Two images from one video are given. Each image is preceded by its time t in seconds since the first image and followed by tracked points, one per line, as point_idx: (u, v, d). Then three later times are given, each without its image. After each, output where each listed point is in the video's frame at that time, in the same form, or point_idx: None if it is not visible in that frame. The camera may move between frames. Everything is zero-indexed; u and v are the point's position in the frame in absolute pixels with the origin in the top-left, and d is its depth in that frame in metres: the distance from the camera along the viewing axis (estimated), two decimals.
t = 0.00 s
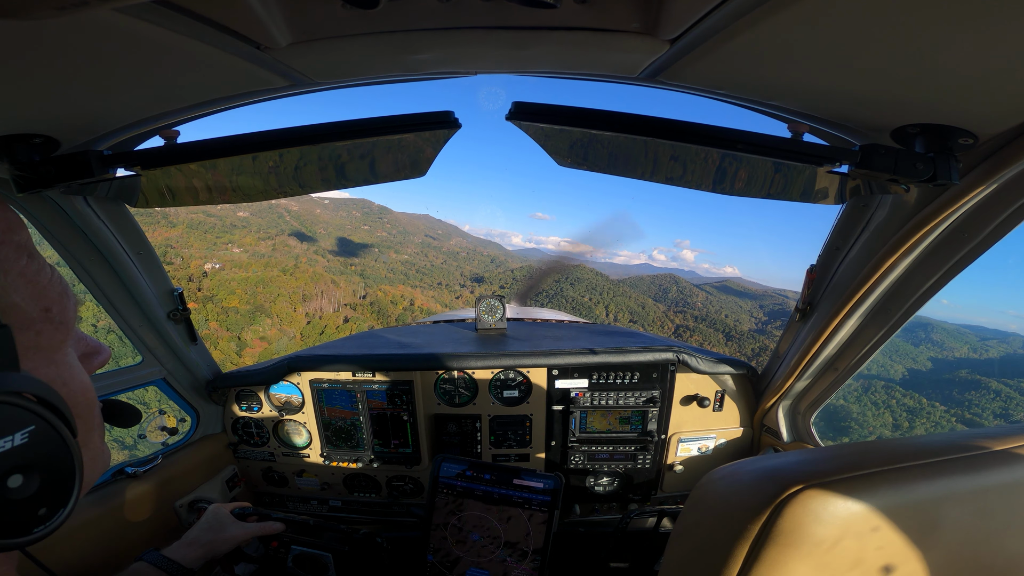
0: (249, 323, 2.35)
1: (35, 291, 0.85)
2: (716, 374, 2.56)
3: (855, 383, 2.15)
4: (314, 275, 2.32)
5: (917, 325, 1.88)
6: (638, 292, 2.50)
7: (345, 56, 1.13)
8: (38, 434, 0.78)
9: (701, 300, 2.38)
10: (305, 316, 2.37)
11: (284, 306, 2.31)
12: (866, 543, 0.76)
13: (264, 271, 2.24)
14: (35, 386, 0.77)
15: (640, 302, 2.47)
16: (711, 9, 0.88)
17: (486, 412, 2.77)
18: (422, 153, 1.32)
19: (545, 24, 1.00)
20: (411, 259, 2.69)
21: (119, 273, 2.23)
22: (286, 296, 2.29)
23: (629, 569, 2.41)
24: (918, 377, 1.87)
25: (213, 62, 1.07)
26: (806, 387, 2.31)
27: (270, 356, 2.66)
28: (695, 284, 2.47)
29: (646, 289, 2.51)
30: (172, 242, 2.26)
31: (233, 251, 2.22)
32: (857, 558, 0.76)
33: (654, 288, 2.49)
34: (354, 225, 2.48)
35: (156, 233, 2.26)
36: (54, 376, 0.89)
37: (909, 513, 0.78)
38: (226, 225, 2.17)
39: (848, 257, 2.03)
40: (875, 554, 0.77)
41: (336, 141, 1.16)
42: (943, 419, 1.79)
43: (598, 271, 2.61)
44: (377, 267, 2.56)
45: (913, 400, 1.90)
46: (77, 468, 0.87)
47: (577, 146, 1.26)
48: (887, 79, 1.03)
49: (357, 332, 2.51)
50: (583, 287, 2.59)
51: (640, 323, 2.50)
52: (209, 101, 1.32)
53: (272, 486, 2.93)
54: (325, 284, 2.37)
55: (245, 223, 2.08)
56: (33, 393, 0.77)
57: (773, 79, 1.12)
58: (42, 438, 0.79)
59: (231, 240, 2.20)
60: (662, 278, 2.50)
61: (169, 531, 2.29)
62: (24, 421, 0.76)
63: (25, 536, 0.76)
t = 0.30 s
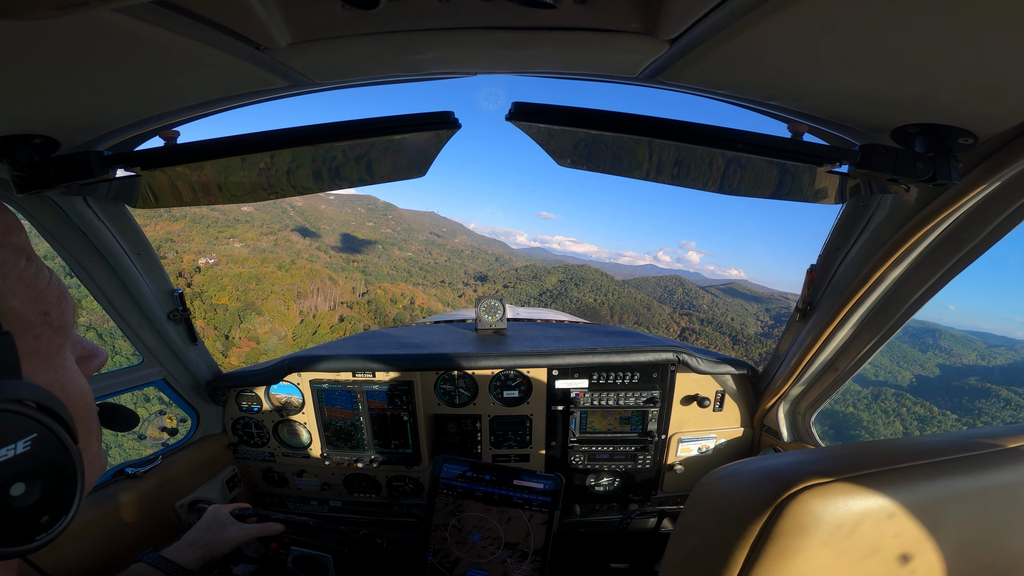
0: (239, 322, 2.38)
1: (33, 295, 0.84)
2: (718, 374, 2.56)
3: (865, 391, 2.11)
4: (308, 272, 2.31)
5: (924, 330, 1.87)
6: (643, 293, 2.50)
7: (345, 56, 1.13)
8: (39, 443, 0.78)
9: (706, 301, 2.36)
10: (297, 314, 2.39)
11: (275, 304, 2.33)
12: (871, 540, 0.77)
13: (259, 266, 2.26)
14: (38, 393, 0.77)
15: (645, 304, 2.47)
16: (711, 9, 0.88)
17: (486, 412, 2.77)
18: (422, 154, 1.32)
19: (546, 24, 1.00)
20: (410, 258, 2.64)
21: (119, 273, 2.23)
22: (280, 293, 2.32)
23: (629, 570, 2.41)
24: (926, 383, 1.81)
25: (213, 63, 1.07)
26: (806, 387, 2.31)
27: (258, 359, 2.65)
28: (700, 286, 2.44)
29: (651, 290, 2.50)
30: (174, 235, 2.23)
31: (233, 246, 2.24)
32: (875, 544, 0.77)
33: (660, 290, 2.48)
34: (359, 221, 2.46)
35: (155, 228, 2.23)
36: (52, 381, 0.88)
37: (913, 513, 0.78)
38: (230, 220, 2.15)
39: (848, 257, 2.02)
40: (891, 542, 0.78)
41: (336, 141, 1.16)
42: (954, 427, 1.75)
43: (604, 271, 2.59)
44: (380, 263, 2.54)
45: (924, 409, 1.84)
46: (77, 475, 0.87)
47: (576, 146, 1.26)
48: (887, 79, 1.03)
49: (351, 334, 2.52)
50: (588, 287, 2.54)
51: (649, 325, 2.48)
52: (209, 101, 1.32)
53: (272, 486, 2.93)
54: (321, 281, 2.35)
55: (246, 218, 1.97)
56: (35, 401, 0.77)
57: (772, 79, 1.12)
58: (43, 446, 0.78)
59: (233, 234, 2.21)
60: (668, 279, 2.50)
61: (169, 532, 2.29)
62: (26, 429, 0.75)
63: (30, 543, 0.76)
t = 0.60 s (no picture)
0: (225, 322, 2.41)
1: (41, 298, 0.84)
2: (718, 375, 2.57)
3: (875, 398, 2.08)
4: (305, 268, 2.35)
5: (929, 337, 1.86)
6: (647, 296, 2.48)
7: (345, 56, 1.13)
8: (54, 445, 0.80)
9: (711, 305, 2.33)
10: (290, 313, 2.44)
11: (266, 303, 2.35)
12: (873, 539, 0.77)
13: (252, 262, 2.26)
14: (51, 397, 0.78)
15: (649, 307, 2.45)
16: (711, 9, 0.88)
17: (486, 412, 2.77)
18: (422, 153, 1.31)
19: (546, 24, 1.00)
20: (410, 258, 2.58)
21: (119, 273, 2.23)
22: (271, 292, 2.33)
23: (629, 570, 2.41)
24: (934, 391, 1.82)
25: (212, 62, 1.07)
26: (806, 387, 2.31)
27: (243, 361, 2.66)
28: (704, 288, 2.42)
29: (654, 293, 2.50)
30: (174, 230, 2.21)
31: (233, 242, 2.25)
32: (884, 537, 0.77)
33: (663, 292, 2.47)
34: (361, 219, 2.45)
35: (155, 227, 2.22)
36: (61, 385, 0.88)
37: (914, 513, 0.78)
38: (231, 217, 2.12)
39: (848, 257, 2.02)
40: (901, 534, 0.78)
41: (337, 141, 1.16)
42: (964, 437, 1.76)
43: (607, 272, 2.61)
44: (382, 262, 2.54)
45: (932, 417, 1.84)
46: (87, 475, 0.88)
47: (577, 146, 1.26)
48: (888, 79, 1.03)
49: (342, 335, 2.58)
50: (592, 288, 2.54)
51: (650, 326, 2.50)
52: (209, 101, 1.32)
53: (272, 486, 2.93)
54: (316, 280, 2.38)
55: (250, 215, 1.96)
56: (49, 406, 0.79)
57: (772, 79, 1.12)
58: (57, 449, 0.80)
59: (233, 230, 2.21)
60: (671, 282, 2.49)
61: (169, 532, 2.29)
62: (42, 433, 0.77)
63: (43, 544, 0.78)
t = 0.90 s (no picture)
0: (212, 325, 2.47)
1: (57, 312, 0.85)
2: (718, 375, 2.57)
3: (885, 403, 2.00)
4: (300, 267, 2.31)
5: (937, 339, 1.83)
6: (651, 298, 2.55)
7: (345, 56, 1.13)
8: (77, 460, 0.84)
9: (715, 306, 2.38)
10: (279, 315, 2.41)
11: (255, 305, 2.32)
12: (886, 536, 0.77)
13: (246, 262, 2.25)
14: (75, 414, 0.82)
15: (653, 308, 2.51)
16: (711, 9, 0.88)
17: (486, 412, 2.76)
18: (422, 154, 1.31)
19: (546, 24, 1.00)
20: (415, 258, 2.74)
21: (119, 273, 2.23)
22: (262, 294, 2.29)
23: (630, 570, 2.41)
24: (943, 395, 1.77)
25: (212, 63, 1.07)
26: (807, 387, 2.30)
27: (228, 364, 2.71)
28: (709, 290, 2.47)
29: (658, 294, 2.56)
30: (173, 230, 2.17)
31: (233, 242, 2.23)
32: (896, 531, 0.78)
33: (667, 294, 2.53)
34: (363, 219, 2.46)
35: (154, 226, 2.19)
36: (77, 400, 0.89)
37: (916, 513, 0.78)
38: (232, 216, 2.13)
39: (848, 257, 2.02)
40: (913, 529, 0.78)
41: (337, 141, 1.16)
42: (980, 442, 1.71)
43: (612, 273, 2.70)
44: (383, 262, 2.59)
45: (946, 422, 1.78)
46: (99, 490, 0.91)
47: (577, 147, 1.26)
48: (888, 78, 1.03)
49: (335, 337, 2.64)
50: (597, 289, 2.62)
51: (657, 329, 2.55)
52: (209, 101, 1.32)
53: (272, 486, 2.93)
54: (312, 281, 2.36)
55: (251, 214, 1.96)
56: (74, 422, 0.83)
57: (773, 78, 1.12)
58: (79, 464, 0.84)
59: (233, 230, 2.20)
60: (676, 283, 2.55)
61: (170, 532, 2.29)
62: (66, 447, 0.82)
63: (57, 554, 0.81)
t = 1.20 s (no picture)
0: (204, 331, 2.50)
1: (34, 303, 0.85)
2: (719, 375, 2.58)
3: (904, 401, 1.92)
4: (299, 270, 2.32)
5: (953, 333, 1.79)
6: (660, 295, 2.45)
7: (346, 56, 1.13)
8: (28, 446, 0.78)
9: (726, 304, 2.31)
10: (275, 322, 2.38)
11: (249, 311, 2.31)
12: (909, 535, 0.78)
13: (241, 267, 2.25)
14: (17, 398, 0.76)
15: (663, 306, 2.42)
16: (711, 10, 0.88)
17: (486, 412, 2.76)
18: (422, 154, 1.31)
19: (546, 24, 1.00)
20: (419, 259, 2.79)
21: (119, 273, 2.23)
22: (257, 298, 2.27)
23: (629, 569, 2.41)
24: (960, 390, 1.74)
25: (213, 62, 1.08)
26: (807, 386, 2.30)
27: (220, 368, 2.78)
28: (718, 285, 2.39)
29: (667, 290, 2.46)
30: (175, 234, 2.22)
31: (235, 244, 2.23)
32: (919, 530, 0.79)
33: (676, 290, 2.44)
34: (369, 218, 2.58)
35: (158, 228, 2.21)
36: (47, 389, 0.88)
37: (922, 512, 0.79)
38: (234, 218, 2.05)
39: (848, 258, 2.02)
40: (935, 528, 0.79)
41: (337, 140, 1.16)
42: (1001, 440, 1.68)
43: (620, 271, 2.62)
44: (389, 263, 2.67)
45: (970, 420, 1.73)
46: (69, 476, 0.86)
47: (579, 147, 1.26)
48: (888, 79, 1.03)
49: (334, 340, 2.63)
50: (604, 287, 2.56)
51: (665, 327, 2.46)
52: (209, 100, 1.32)
53: (272, 486, 2.93)
54: (309, 283, 2.36)
55: (254, 216, 1.97)
56: (29, 409, 0.78)
57: (773, 79, 1.12)
58: (32, 449, 0.78)
59: (236, 232, 2.20)
60: (685, 279, 2.45)
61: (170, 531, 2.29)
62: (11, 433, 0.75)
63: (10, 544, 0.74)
